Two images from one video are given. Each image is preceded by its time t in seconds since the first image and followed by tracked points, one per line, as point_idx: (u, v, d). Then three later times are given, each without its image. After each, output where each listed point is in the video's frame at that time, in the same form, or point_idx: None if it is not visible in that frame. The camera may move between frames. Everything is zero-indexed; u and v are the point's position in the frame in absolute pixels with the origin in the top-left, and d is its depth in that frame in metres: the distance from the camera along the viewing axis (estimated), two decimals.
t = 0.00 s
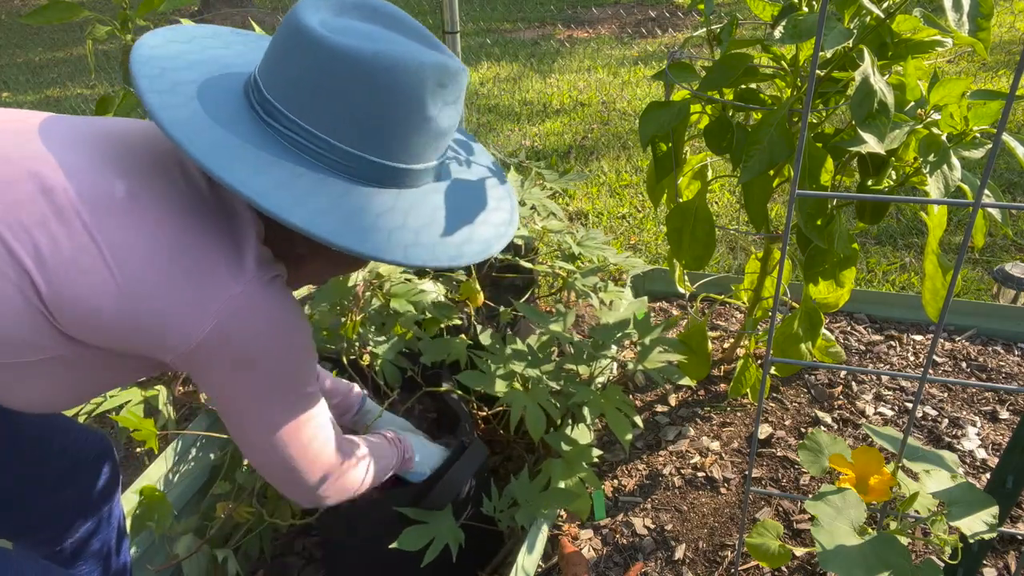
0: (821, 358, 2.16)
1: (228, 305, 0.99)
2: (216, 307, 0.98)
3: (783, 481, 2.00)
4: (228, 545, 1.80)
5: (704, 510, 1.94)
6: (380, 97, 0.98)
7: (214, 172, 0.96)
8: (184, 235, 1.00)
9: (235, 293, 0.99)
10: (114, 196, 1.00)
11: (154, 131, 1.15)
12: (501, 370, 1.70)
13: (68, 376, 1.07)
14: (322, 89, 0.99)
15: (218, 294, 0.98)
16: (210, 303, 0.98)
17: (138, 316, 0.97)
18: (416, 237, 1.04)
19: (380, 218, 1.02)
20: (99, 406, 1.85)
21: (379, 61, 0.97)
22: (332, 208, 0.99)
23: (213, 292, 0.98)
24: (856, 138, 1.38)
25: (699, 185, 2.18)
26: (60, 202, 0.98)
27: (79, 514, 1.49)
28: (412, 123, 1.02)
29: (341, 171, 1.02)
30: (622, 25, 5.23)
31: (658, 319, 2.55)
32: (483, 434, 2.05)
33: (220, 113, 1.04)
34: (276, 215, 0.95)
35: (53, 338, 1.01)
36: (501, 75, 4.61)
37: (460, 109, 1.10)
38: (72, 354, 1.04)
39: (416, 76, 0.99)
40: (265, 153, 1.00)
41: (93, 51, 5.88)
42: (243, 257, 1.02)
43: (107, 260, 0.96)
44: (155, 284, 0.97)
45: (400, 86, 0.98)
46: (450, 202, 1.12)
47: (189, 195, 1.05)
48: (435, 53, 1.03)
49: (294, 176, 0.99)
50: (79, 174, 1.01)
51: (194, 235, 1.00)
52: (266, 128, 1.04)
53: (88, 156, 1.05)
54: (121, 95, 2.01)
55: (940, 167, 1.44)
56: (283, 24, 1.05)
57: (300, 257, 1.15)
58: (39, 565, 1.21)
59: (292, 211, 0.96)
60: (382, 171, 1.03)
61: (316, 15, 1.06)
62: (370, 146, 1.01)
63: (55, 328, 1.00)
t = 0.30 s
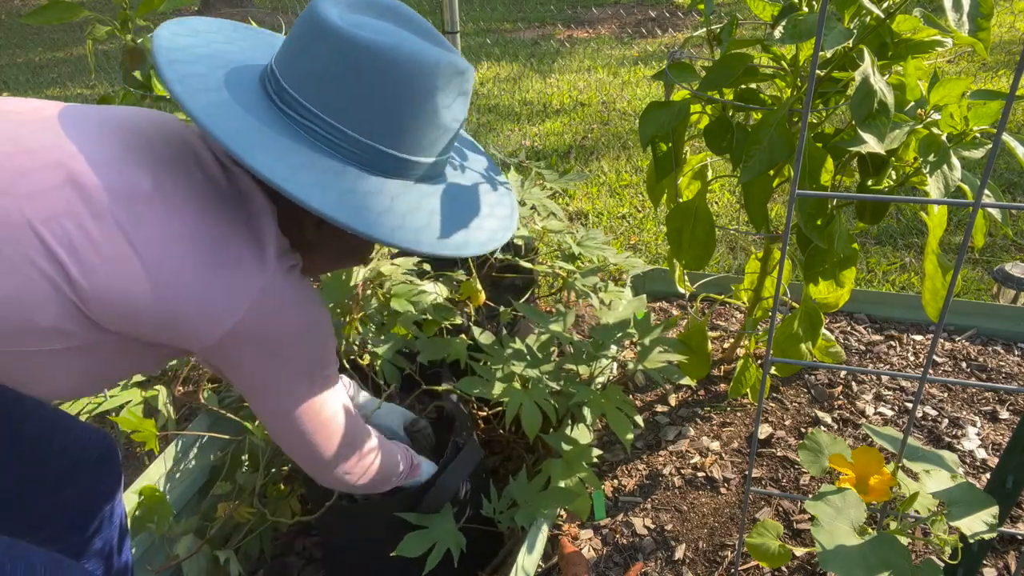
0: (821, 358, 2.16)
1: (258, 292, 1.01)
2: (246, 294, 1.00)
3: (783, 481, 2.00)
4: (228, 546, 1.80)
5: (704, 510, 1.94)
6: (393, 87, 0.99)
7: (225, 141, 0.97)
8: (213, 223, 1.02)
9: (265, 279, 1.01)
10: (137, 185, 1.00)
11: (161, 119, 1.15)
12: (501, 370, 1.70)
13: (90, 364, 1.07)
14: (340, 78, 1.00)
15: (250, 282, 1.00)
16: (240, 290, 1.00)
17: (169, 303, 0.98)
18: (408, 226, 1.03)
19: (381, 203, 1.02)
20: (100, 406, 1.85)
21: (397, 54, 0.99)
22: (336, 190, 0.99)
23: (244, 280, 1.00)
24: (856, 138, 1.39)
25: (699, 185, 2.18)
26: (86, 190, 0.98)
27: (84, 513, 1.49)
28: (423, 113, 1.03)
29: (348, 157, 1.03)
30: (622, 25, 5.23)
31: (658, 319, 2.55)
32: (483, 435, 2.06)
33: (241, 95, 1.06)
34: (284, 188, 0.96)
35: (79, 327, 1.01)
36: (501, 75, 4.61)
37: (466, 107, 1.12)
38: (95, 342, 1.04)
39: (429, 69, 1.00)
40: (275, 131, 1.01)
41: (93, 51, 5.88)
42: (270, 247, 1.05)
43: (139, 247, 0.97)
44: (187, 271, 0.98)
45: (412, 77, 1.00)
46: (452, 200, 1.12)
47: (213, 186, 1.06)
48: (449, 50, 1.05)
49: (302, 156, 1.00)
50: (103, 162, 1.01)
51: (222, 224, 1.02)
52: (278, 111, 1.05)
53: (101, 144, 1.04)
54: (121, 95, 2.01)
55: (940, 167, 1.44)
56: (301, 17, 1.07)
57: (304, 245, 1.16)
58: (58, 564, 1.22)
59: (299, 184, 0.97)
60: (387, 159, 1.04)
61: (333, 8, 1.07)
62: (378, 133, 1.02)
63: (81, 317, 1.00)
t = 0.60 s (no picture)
0: (821, 358, 2.16)
1: (251, 263, 0.99)
2: (239, 265, 0.98)
3: (783, 481, 1.99)
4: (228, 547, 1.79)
5: (704, 510, 1.94)
6: (397, 50, 0.99)
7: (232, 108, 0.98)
8: (208, 193, 1.00)
9: (259, 250, 1.00)
10: (132, 151, 1.00)
11: (159, 94, 1.15)
12: (501, 370, 1.70)
13: (82, 334, 1.06)
14: (343, 42, 1.00)
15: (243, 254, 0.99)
16: (233, 260, 0.98)
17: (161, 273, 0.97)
18: (421, 196, 1.03)
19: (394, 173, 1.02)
20: (100, 405, 1.85)
21: (400, 17, 0.99)
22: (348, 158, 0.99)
23: (237, 252, 0.98)
24: (856, 138, 1.39)
25: (699, 185, 2.18)
26: (82, 159, 0.98)
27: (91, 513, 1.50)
28: (430, 83, 1.04)
29: (356, 126, 1.03)
30: (622, 25, 5.23)
31: (657, 319, 2.55)
32: (484, 434, 2.06)
33: (246, 65, 1.06)
34: (294, 156, 0.96)
35: (72, 293, 1.00)
36: (501, 75, 4.61)
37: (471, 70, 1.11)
38: (91, 312, 1.03)
39: (432, 32, 1.00)
40: (281, 101, 1.01)
41: (93, 51, 5.88)
42: (266, 220, 1.03)
43: (132, 214, 0.96)
44: (180, 239, 0.97)
45: (417, 43, 1.00)
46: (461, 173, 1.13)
47: (210, 157, 1.05)
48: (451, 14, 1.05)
49: (311, 126, 1.00)
50: (101, 133, 1.01)
51: (217, 194, 1.01)
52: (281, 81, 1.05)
53: (100, 116, 1.05)
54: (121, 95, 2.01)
55: (940, 167, 1.44)
56: None
57: (305, 221, 1.16)
58: (53, 565, 1.20)
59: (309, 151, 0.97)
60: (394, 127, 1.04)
61: None
62: (385, 100, 1.02)
63: (73, 283, 0.99)
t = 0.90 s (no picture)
0: (821, 358, 2.17)
1: (241, 242, 0.97)
2: (230, 243, 0.96)
3: (783, 481, 2.00)
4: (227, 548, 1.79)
5: (704, 510, 1.94)
6: (399, 17, 0.96)
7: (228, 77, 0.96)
8: (199, 166, 0.99)
9: (251, 228, 0.98)
10: (121, 123, 0.98)
11: (152, 61, 1.13)
12: (501, 370, 1.69)
13: (77, 305, 1.07)
14: (342, 9, 0.96)
15: (233, 232, 0.97)
16: (224, 238, 0.96)
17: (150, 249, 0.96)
18: (425, 163, 1.03)
19: (399, 142, 1.01)
20: (100, 405, 1.86)
21: None
22: (351, 129, 0.98)
23: (226, 230, 0.96)
24: (856, 138, 1.39)
25: (699, 185, 2.18)
26: (70, 133, 0.96)
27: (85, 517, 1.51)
28: (432, 49, 1.01)
29: (357, 94, 1.01)
30: (622, 25, 5.23)
31: (657, 319, 2.55)
32: (484, 435, 2.06)
33: (241, 32, 1.03)
34: (296, 125, 0.95)
35: (65, 264, 1.00)
36: (501, 75, 4.61)
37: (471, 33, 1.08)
38: (85, 284, 1.03)
39: None
40: (280, 69, 0.99)
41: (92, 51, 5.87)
42: (259, 196, 1.01)
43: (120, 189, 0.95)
44: (168, 215, 0.95)
45: (418, 9, 0.97)
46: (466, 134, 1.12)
47: (203, 129, 1.03)
48: None
49: (311, 94, 0.98)
50: (93, 103, 1.00)
51: (208, 167, 0.99)
52: (277, 46, 1.02)
53: (92, 84, 1.03)
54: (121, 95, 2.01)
55: (940, 167, 1.44)
56: None
57: (302, 188, 1.15)
58: (46, 564, 1.19)
59: (311, 123, 0.95)
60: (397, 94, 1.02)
61: None
62: (387, 68, 1.00)
63: (66, 254, 0.99)
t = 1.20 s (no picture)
0: (821, 358, 2.17)
1: (246, 230, 0.97)
2: (235, 229, 0.96)
3: (783, 481, 2.00)
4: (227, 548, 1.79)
5: (704, 510, 1.94)
6: (401, 16, 0.97)
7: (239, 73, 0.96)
8: (205, 154, 0.99)
9: (257, 215, 0.98)
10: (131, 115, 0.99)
11: (159, 66, 1.15)
12: (501, 370, 1.69)
13: (81, 298, 1.06)
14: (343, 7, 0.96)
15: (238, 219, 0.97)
16: (229, 223, 0.96)
17: (157, 235, 0.95)
18: (427, 160, 1.03)
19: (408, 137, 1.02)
20: (100, 405, 1.86)
21: None
22: (360, 125, 0.98)
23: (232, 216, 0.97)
24: (856, 138, 1.39)
25: (699, 185, 2.18)
26: (80, 122, 0.97)
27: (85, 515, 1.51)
28: (433, 49, 1.02)
29: (358, 92, 1.01)
30: (622, 25, 5.22)
31: (657, 319, 2.55)
32: (484, 435, 2.06)
33: (245, 30, 1.03)
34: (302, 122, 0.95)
35: (71, 255, 1.00)
36: (501, 75, 4.61)
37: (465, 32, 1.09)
38: (89, 277, 1.03)
39: None
40: (285, 67, 0.99)
41: (92, 51, 5.87)
42: (264, 186, 1.02)
43: (128, 173, 0.95)
44: (176, 200, 0.95)
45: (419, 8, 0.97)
46: (460, 129, 1.13)
47: (210, 124, 1.04)
48: None
49: (314, 91, 0.98)
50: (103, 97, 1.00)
51: (216, 159, 1.00)
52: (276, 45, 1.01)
53: (102, 82, 1.04)
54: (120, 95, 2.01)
55: (940, 167, 1.44)
56: None
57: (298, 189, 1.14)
58: (46, 563, 1.19)
59: (319, 120, 0.95)
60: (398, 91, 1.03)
61: None
62: (390, 66, 1.00)
63: (73, 244, 0.99)
